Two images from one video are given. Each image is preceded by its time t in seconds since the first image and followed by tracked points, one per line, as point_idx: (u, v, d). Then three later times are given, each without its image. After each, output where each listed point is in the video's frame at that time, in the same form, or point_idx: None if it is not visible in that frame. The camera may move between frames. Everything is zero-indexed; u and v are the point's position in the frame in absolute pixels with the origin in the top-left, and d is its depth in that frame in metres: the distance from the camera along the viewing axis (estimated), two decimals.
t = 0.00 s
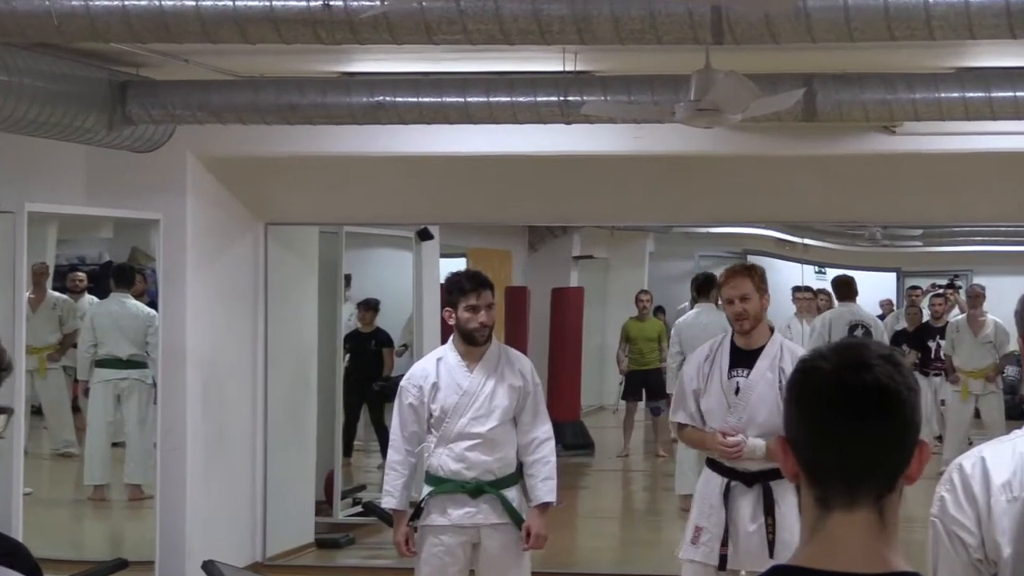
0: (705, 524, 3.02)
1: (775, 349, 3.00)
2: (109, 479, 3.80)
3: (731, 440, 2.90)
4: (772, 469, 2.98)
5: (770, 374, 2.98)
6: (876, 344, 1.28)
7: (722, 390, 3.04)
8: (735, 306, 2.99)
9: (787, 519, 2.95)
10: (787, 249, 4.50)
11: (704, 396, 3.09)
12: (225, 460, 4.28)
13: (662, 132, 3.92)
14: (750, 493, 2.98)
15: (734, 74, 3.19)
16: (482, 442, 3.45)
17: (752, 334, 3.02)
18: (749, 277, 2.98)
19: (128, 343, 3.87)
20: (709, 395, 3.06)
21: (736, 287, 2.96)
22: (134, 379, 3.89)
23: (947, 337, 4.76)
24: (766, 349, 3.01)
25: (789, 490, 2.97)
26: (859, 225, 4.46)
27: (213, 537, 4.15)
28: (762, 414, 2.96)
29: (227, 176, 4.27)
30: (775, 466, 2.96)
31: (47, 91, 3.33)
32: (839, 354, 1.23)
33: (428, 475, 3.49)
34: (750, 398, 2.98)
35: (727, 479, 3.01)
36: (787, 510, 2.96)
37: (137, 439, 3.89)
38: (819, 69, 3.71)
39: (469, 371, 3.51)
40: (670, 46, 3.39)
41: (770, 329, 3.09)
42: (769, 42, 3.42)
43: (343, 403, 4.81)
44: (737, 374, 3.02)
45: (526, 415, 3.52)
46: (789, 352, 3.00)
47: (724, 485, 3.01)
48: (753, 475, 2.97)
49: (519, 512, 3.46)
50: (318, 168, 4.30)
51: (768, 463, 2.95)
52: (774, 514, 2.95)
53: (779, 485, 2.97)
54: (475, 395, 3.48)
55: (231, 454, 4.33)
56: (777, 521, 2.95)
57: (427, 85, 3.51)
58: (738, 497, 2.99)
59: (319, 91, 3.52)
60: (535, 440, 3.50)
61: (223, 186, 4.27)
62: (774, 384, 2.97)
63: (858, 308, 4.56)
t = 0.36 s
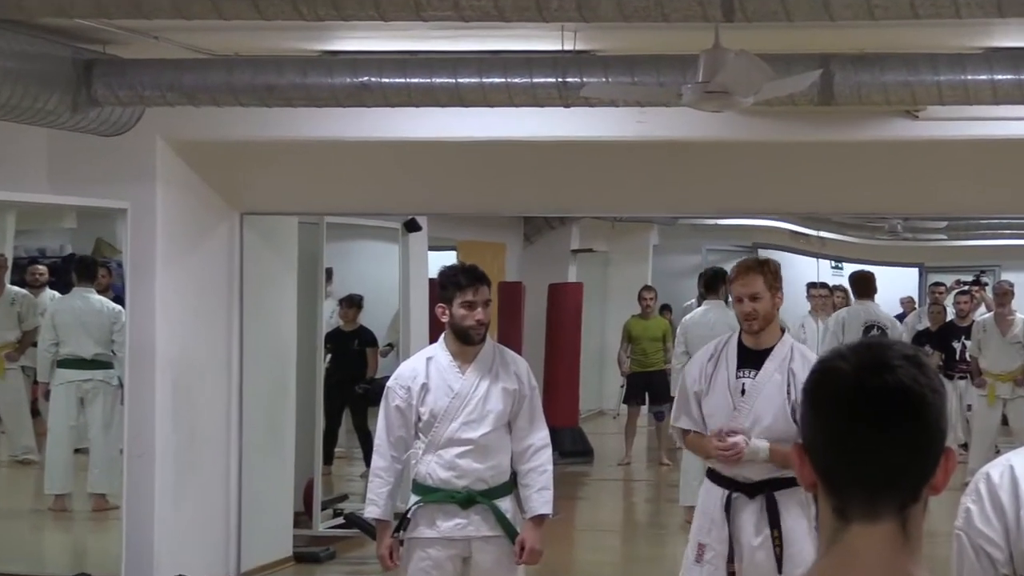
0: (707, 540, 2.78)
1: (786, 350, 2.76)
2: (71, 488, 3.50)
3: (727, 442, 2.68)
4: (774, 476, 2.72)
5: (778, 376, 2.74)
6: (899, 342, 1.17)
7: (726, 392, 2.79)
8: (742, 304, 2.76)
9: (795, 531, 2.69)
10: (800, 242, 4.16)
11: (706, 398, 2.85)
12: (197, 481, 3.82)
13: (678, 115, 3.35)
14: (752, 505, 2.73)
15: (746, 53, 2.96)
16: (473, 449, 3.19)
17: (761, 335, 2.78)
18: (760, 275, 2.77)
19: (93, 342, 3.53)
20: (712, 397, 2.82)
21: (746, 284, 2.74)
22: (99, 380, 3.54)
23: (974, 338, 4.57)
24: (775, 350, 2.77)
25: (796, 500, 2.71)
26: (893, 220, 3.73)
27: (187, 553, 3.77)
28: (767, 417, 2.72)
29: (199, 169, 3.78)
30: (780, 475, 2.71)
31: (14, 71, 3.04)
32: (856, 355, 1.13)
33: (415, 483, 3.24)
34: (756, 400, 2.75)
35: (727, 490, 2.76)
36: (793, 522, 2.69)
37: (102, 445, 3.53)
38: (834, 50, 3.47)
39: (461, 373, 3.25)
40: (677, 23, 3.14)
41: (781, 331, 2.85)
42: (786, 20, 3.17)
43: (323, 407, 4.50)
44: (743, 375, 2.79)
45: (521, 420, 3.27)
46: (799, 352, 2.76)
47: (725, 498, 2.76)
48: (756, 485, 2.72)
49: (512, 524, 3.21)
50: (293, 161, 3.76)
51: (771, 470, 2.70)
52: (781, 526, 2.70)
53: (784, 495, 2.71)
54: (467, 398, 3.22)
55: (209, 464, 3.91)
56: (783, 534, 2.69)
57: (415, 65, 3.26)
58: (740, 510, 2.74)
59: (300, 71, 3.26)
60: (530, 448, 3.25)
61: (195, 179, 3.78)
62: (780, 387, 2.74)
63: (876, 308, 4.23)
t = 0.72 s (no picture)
0: (680, 555, 2.55)
1: (761, 346, 2.53)
2: (12, 503, 3.09)
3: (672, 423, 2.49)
4: (752, 487, 2.49)
5: (750, 372, 2.52)
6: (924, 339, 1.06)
7: (698, 393, 2.58)
8: (705, 304, 2.53)
9: (772, 550, 2.46)
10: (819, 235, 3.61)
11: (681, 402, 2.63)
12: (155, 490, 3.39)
13: (682, 93, 3.04)
14: (729, 520, 2.50)
15: (757, 24, 2.63)
16: (458, 460, 2.88)
17: (732, 332, 2.55)
18: (722, 269, 2.52)
19: (38, 342, 3.12)
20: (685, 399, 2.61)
21: (706, 282, 2.51)
22: (43, 385, 3.13)
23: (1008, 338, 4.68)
24: (749, 348, 2.54)
25: (775, 517, 2.48)
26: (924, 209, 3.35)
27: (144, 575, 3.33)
28: (739, 418, 2.50)
29: (151, 153, 3.36)
30: (755, 485, 2.49)
31: None
32: (884, 355, 1.01)
33: (392, 498, 2.94)
34: (728, 400, 2.53)
35: (702, 502, 2.53)
36: (776, 543, 2.47)
37: (45, 454, 3.09)
38: (852, 22, 3.16)
39: (443, 376, 2.94)
40: None
41: (758, 323, 2.60)
42: None
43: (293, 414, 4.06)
44: (718, 375, 2.57)
45: (510, 429, 2.97)
46: (776, 347, 2.52)
47: (700, 509, 2.53)
48: (733, 498, 2.50)
49: (499, 543, 2.91)
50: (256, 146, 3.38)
51: (743, 479, 2.49)
52: (758, 545, 2.48)
53: (764, 511, 2.48)
54: (450, 404, 2.91)
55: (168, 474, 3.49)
56: (759, 553, 2.47)
57: (392, 36, 2.94)
58: (716, 525, 2.52)
59: (265, 43, 2.93)
60: (520, 458, 2.95)
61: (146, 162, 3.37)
62: (752, 383, 2.52)
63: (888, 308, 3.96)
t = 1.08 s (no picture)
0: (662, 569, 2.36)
1: (740, 340, 2.36)
2: None
3: (670, 453, 2.26)
4: (743, 500, 2.33)
5: (733, 371, 2.35)
6: (951, 325, 1.07)
7: (677, 397, 2.40)
8: (678, 297, 2.36)
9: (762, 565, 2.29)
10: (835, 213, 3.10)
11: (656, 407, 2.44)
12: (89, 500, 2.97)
13: (680, 53, 2.75)
14: (717, 531, 2.33)
15: None
16: (431, 465, 2.59)
17: (709, 326, 2.38)
18: (694, 259, 2.36)
19: None
20: (662, 404, 2.41)
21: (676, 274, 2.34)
22: None
23: None
24: (727, 343, 2.37)
25: (766, 531, 2.32)
26: (948, 184, 3.05)
27: None
28: (725, 421, 2.33)
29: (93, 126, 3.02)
30: (750, 496, 2.32)
31: None
32: (903, 341, 1.03)
33: (360, 507, 2.64)
34: (709, 401, 2.35)
35: (688, 512, 2.36)
36: (767, 556, 2.30)
37: None
38: None
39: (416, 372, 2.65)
40: None
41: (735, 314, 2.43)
42: None
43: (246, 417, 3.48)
44: (695, 375, 2.39)
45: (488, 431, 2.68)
46: (757, 341, 2.36)
47: (686, 519, 2.36)
48: (721, 508, 2.33)
49: (478, 556, 2.62)
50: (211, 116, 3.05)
51: (738, 492, 2.31)
52: (747, 560, 2.30)
53: (755, 519, 2.33)
54: (422, 403, 2.62)
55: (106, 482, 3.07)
56: (747, 568, 2.30)
57: None
58: (702, 535, 2.35)
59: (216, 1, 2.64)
60: (501, 462, 2.66)
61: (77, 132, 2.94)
62: (737, 383, 2.34)
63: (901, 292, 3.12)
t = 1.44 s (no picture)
0: (693, 568, 2.29)
1: (780, 316, 2.31)
2: None
3: (710, 444, 2.18)
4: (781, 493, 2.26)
5: (772, 349, 2.29)
6: (988, 302, 1.04)
7: (710, 378, 2.32)
8: (719, 260, 2.30)
9: (801, 563, 2.23)
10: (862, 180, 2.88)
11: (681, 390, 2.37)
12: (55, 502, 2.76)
13: (686, 8, 2.44)
14: (752, 529, 2.27)
15: None
16: (423, 459, 2.37)
17: (747, 296, 2.33)
18: (739, 222, 2.32)
19: None
20: (690, 385, 2.34)
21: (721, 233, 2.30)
22: None
23: None
24: (765, 317, 2.32)
25: (804, 526, 2.25)
26: (987, 150, 2.79)
27: None
28: (762, 403, 2.26)
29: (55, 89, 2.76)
30: (787, 488, 2.26)
31: None
32: (934, 320, 1.01)
33: (345, 502, 2.43)
34: (745, 382, 2.27)
35: (721, 508, 2.28)
36: (805, 550, 2.23)
37: None
38: None
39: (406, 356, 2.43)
40: None
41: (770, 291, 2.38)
42: None
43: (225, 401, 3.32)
44: (728, 355, 2.32)
45: (483, 419, 2.47)
46: (797, 320, 2.31)
47: (719, 516, 2.28)
48: (759, 502, 2.26)
49: (473, 555, 2.41)
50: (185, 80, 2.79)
51: (776, 484, 2.24)
52: (784, 557, 2.23)
53: (793, 515, 2.25)
54: (411, 391, 2.40)
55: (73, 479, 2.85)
56: (784, 567, 2.23)
57: None
58: (736, 532, 2.27)
59: None
60: (497, 454, 2.45)
61: (36, 98, 2.68)
62: (776, 363, 2.28)
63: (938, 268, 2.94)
